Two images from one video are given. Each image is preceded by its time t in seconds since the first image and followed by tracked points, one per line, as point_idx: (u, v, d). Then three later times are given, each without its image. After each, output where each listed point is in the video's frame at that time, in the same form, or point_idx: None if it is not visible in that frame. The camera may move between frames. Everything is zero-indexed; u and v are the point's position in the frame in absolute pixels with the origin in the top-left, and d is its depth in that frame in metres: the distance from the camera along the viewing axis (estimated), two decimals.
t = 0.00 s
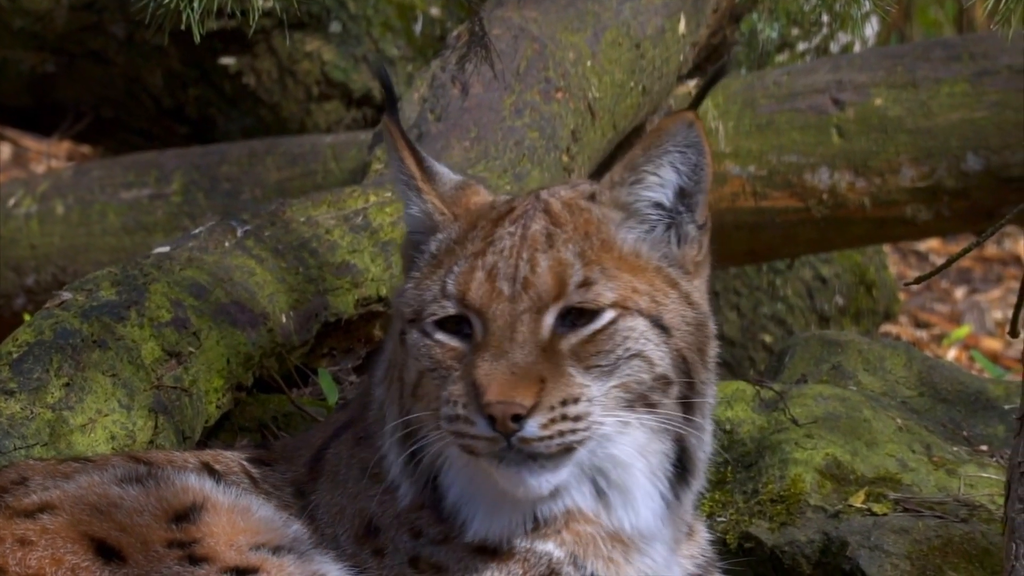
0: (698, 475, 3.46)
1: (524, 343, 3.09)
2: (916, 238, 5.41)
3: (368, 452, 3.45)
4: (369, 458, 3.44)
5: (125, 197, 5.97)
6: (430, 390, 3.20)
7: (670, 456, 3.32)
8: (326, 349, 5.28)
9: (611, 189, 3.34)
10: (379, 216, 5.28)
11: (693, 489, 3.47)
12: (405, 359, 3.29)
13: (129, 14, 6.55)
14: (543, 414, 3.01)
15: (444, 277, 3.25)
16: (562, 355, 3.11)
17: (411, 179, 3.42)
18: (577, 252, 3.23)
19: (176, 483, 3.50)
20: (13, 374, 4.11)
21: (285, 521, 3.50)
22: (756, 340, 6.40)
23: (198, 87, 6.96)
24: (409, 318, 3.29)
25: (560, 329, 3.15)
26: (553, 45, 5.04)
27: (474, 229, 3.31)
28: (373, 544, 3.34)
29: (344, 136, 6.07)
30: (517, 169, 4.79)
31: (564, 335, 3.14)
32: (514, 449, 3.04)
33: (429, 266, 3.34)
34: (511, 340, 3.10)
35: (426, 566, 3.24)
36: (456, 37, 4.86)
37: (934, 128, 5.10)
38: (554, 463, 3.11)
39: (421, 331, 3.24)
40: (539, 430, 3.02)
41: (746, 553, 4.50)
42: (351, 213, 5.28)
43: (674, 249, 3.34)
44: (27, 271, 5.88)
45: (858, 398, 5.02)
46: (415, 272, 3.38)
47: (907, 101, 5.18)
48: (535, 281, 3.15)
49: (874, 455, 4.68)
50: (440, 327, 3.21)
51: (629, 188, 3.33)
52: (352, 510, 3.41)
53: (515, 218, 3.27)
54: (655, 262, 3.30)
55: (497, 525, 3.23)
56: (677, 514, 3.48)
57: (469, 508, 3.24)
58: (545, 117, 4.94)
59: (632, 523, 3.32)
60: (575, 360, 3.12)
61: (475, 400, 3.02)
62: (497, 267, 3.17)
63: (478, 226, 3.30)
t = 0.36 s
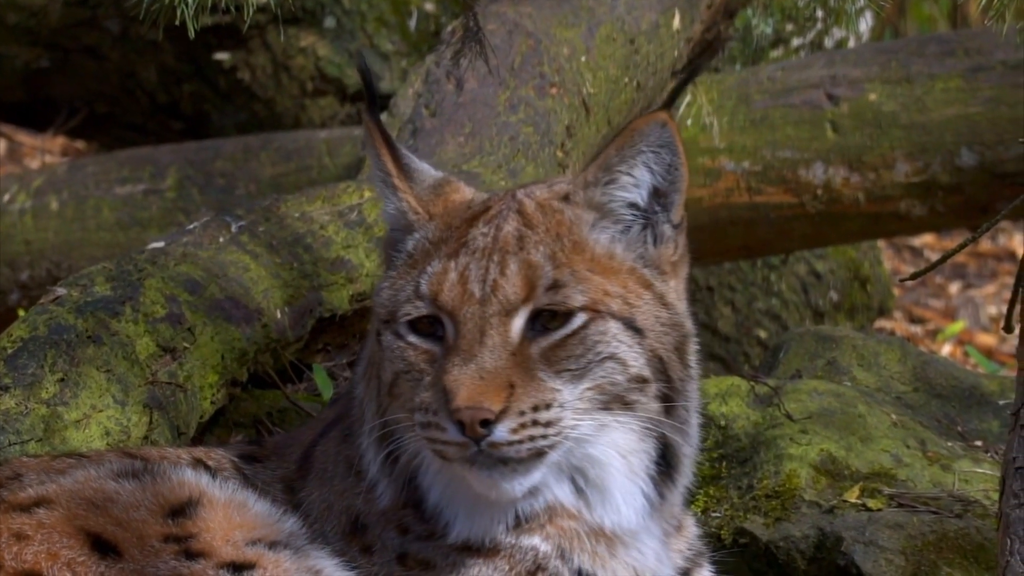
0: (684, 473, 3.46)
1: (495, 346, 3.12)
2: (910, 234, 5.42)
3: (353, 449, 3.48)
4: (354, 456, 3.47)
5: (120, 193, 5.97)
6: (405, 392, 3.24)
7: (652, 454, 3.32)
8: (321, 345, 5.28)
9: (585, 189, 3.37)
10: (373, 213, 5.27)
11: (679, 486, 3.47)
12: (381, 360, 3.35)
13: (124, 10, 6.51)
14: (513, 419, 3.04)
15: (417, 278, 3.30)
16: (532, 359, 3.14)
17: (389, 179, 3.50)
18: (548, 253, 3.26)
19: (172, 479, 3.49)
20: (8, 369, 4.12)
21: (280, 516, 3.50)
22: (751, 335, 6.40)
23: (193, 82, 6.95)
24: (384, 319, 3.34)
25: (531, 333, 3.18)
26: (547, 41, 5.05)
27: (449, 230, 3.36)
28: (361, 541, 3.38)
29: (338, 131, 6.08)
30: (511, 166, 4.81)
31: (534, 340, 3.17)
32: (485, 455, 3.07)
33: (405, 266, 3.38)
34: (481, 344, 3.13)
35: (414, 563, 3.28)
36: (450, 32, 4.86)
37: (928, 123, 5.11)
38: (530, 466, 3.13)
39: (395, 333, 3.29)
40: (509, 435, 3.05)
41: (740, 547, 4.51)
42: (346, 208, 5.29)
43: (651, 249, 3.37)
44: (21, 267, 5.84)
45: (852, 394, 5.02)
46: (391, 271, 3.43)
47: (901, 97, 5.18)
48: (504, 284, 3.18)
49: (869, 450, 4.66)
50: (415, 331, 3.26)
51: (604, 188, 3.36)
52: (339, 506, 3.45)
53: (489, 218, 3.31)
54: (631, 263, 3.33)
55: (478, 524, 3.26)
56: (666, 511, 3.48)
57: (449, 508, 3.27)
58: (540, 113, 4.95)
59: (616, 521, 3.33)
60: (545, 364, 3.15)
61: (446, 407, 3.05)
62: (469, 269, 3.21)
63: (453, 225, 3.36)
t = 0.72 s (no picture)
0: (678, 464, 3.47)
1: (484, 342, 3.12)
2: (906, 231, 5.41)
3: (346, 447, 3.49)
4: (345, 454, 3.49)
5: (116, 189, 5.97)
6: (395, 387, 3.25)
7: (645, 447, 3.33)
8: (317, 341, 5.29)
9: (575, 184, 3.40)
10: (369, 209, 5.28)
11: (673, 477, 3.48)
12: (371, 356, 3.35)
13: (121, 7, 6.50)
14: (505, 415, 3.04)
15: (407, 274, 3.31)
16: (523, 355, 3.14)
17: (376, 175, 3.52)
18: (538, 250, 3.26)
19: (171, 476, 3.49)
20: (4, 365, 4.11)
21: (278, 513, 3.48)
22: (747, 332, 6.40)
23: (189, 79, 6.96)
24: (374, 315, 3.35)
25: (521, 329, 3.18)
26: (543, 37, 5.05)
27: (439, 225, 3.36)
28: (354, 538, 3.38)
29: (333, 129, 6.11)
30: (508, 162, 4.79)
31: (524, 336, 3.17)
32: (477, 451, 3.07)
33: (395, 261, 3.39)
34: (470, 340, 3.13)
35: (410, 560, 3.28)
36: (446, 28, 4.86)
37: (925, 120, 5.11)
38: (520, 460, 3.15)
39: (385, 329, 3.30)
40: (501, 431, 3.05)
41: (737, 545, 4.52)
42: (343, 205, 5.29)
43: (641, 244, 3.38)
44: (18, 264, 5.84)
45: (849, 390, 5.02)
46: (381, 266, 3.44)
47: (898, 93, 5.18)
48: (494, 281, 3.18)
49: (865, 447, 4.67)
50: (405, 327, 3.27)
51: (593, 183, 3.37)
52: (332, 502, 3.46)
53: (478, 213, 3.32)
54: (620, 258, 3.34)
55: (473, 520, 3.27)
56: (661, 502, 3.49)
57: (443, 505, 3.29)
58: (537, 110, 4.94)
59: (610, 513, 3.35)
60: (535, 360, 3.15)
61: (437, 404, 3.05)
62: (458, 265, 3.21)
63: (443, 219, 3.37)
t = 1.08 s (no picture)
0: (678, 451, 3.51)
1: (494, 329, 3.16)
2: (904, 229, 5.41)
3: (343, 438, 3.48)
4: (344, 444, 3.48)
5: (114, 187, 5.96)
6: (400, 375, 3.26)
7: (648, 435, 3.37)
8: (316, 339, 5.30)
9: (582, 173, 3.43)
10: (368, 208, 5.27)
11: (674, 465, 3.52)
12: (373, 344, 3.36)
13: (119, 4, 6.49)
14: (516, 403, 3.08)
15: (414, 261, 3.32)
16: (532, 343, 3.18)
17: (378, 161, 3.50)
18: (546, 238, 3.30)
19: (170, 473, 3.48)
20: (2, 364, 4.11)
21: (276, 510, 3.48)
22: (746, 330, 6.40)
23: (187, 76, 6.95)
24: (379, 303, 3.36)
25: (530, 317, 3.22)
26: (542, 35, 5.05)
27: (445, 213, 3.38)
28: (349, 530, 3.39)
29: (332, 127, 6.12)
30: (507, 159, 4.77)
31: (533, 323, 3.21)
32: (487, 439, 3.10)
33: (399, 249, 3.40)
34: (480, 328, 3.16)
35: (410, 552, 3.30)
36: (444, 26, 4.86)
37: (923, 117, 5.11)
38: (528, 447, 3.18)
39: (391, 317, 3.32)
40: (511, 419, 3.09)
41: (734, 543, 4.52)
42: (341, 203, 5.30)
43: (646, 232, 3.43)
44: (16, 262, 5.81)
45: (847, 388, 5.02)
46: (382, 256, 3.45)
47: (896, 91, 5.18)
48: (503, 269, 3.21)
49: (864, 445, 4.67)
50: (411, 315, 3.29)
51: (601, 171, 3.42)
52: (327, 492, 3.46)
53: (485, 201, 3.35)
54: (627, 246, 3.38)
55: (479, 508, 3.30)
56: (659, 489, 3.53)
57: (447, 493, 3.31)
58: (534, 107, 4.94)
59: (613, 501, 3.39)
60: (544, 347, 3.19)
61: (447, 393, 3.08)
62: (467, 253, 3.24)
63: (449, 206, 3.39)
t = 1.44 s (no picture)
0: (676, 440, 3.53)
1: (500, 317, 3.17)
2: (905, 226, 5.41)
3: (341, 426, 3.50)
4: (342, 433, 3.49)
5: (115, 184, 5.95)
6: (403, 362, 3.26)
7: (648, 423, 3.39)
8: (316, 337, 5.29)
9: (588, 160, 3.42)
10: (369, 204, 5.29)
11: (671, 454, 3.54)
12: (375, 331, 3.35)
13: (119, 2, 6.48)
14: (522, 392, 3.09)
15: (419, 248, 3.31)
16: (538, 331, 3.19)
17: (380, 144, 3.49)
18: (551, 225, 3.30)
19: (170, 469, 3.50)
20: (2, 361, 4.11)
21: (275, 504, 3.51)
22: (746, 327, 6.41)
23: (187, 74, 6.95)
24: (382, 290, 3.35)
25: (536, 305, 3.23)
26: (542, 32, 5.05)
27: (448, 201, 3.37)
28: (343, 521, 3.41)
29: (333, 123, 6.15)
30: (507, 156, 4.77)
31: (538, 312, 3.22)
32: (492, 427, 3.12)
33: (402, 236, 3.39)
34: (486, 316, 3.17)
35: (405, 545, 3.30)
36: (444, 24, 4.86)
37: (923, 115, 5.10)
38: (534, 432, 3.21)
39: (395, 304, 3.31)
40: (517, 408, 3.10)
41: (736, 541, 4.51)
42: (341, 200, 5.31)
43: (649, 221, 3.44)
44: (17, 259, 5.81)
45: (848, 385, 5.02)
46: (382, 242, 3.45)
47: (896, 88, 5.17)
48: (509, 257, 3.21)
49: (864, 442, 4.67)
50: (415, 302, 3.28)
51: (607, 160, 3.41)
52: (321, 478, 3.49)
53: (489, 189, 3.34)
54: (631, 234, 3.39)
55: (479, 497, 3.31)
56: (656, 479, 3.55)
57: (447, 481, 3.32)
58: (535, 104, 4.94)
59: (611, 490, 3.40)
60: (549, 336, 3.20)
61: (453, 382, 3.09)
62: (472, 241, 3.24)
63: (452, 194, 3.38)
